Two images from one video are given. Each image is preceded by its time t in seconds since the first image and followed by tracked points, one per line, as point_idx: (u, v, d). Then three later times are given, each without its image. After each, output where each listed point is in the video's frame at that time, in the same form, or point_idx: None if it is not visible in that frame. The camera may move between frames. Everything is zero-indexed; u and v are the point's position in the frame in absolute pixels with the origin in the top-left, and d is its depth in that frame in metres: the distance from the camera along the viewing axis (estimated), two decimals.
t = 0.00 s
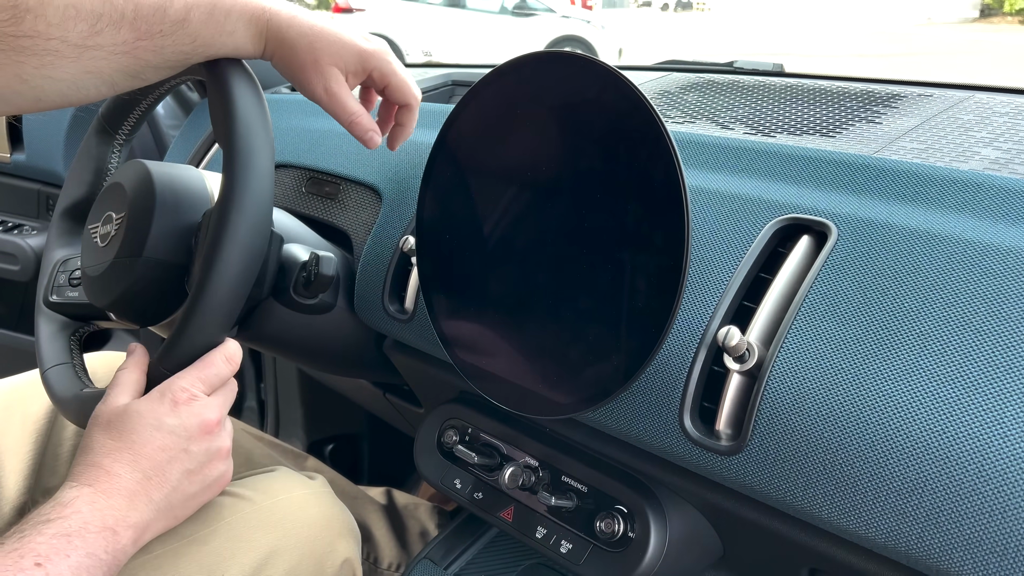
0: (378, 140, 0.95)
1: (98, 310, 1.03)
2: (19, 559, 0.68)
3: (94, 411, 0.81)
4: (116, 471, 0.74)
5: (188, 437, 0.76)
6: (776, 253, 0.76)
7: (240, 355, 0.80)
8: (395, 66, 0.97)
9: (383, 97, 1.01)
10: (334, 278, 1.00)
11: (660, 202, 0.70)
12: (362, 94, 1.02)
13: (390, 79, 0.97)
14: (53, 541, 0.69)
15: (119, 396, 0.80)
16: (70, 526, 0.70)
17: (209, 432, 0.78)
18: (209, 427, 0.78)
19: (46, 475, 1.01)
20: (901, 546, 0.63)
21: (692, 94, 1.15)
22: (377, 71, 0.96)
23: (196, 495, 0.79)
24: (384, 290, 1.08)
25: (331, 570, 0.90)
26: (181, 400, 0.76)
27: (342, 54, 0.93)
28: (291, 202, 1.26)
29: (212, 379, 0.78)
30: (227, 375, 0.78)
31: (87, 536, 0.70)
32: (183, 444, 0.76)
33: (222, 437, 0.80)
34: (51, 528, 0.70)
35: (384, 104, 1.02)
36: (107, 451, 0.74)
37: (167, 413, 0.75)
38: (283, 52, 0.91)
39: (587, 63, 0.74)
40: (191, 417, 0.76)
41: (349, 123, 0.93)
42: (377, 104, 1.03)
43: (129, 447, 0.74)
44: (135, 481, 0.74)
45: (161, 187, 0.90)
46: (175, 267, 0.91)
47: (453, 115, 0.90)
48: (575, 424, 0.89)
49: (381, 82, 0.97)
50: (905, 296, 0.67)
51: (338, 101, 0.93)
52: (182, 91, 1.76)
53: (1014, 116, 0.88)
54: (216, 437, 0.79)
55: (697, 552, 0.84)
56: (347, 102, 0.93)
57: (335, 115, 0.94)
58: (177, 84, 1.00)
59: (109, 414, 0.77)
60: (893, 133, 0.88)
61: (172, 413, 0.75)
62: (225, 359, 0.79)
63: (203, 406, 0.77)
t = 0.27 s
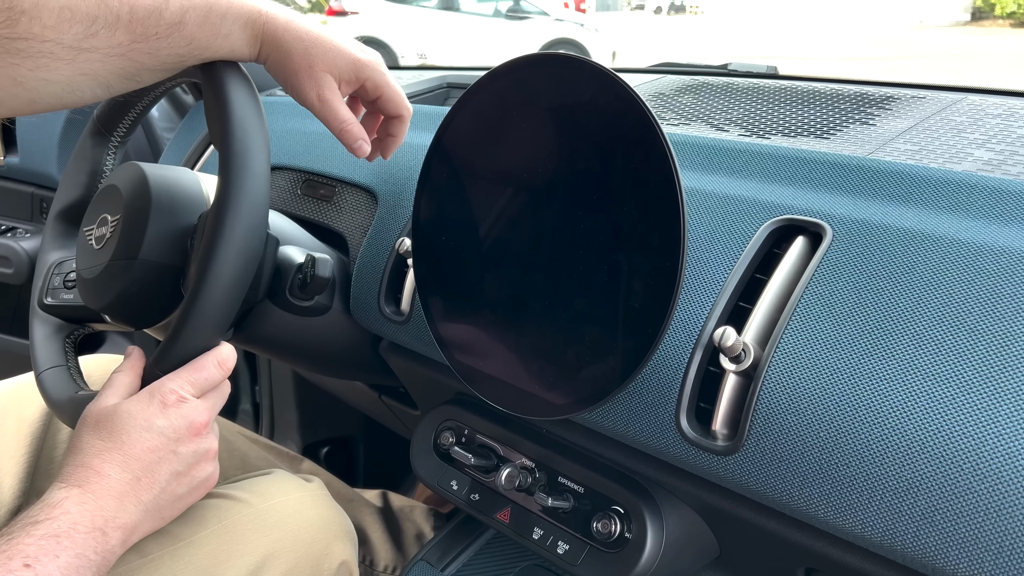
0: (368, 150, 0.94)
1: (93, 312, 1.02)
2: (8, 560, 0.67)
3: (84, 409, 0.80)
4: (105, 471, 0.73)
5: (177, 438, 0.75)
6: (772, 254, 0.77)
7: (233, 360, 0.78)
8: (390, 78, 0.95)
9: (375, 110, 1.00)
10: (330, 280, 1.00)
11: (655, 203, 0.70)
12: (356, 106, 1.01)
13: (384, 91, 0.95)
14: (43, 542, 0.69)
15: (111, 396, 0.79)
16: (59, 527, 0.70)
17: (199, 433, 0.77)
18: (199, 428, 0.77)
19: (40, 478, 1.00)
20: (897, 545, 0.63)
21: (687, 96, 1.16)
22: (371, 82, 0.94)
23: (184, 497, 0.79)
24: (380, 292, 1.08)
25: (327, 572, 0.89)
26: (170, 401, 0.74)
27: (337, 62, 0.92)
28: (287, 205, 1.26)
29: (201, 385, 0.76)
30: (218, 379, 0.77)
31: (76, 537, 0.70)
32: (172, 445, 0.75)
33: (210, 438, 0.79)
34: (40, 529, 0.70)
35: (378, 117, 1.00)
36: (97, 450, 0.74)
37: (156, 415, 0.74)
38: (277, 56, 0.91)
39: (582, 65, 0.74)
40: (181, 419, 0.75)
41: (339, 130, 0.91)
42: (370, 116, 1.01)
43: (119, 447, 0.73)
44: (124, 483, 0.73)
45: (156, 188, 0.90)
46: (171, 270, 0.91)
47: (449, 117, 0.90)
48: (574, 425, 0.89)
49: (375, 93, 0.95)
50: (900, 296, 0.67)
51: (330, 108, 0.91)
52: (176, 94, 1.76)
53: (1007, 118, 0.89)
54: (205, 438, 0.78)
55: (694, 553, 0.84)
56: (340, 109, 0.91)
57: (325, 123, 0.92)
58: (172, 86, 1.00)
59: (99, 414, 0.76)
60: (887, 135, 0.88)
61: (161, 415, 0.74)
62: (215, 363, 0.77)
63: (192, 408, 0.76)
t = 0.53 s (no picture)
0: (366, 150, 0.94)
1: (92, 313, 1.02)
2: (11, 560, 0.67)
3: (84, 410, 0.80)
4: (107, 471, 0.73)
5: (178, 438, 0.75)
6: (771, 253, 0.77)
7: (233, 359, 0.79)
8: (388, 79, 0.95)
9: (374, 111, 0.99)
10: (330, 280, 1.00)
11: (656, 202, 0.71)
12: (354, 107, 1.01)
13: (383, 92, 0.95)
14: (46, 542, 0.69)
15: (111, 396, 0.79)
16: (61, 527, 0.70)
17: (200, 433, 0.77)
18: (200, 428, 0.77)
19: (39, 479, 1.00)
20: (897, 541, 0.64)
21: (685, 97, 1.16)
22: (369, 82, 0.94)
23: (185, 497, 0.78)
24: (380, 292, 1.08)
25: (327, 572, 0.89)
26: (172, 400, 0.75)
27: (336, 62, 0.92)
28: (285, 206, 1.26)
29: (202, 384, 0.76)
30: (218, 378, 0.77)
31: (79, 536, 0.69)
32: (174, 445, 0.75)
33: (211, 438, 0.79)
34: (43, 529, 0.70)
35: (376, 118, 1.00)
36: (98, 451, 0.74)
37: (157, 415, 0.74)
38: (276, 56, 0.91)
39: (582, 65, 0.74)
40: (182, 419, 0.75)
41: (338, 131, 0.91)
42: (369, 117, 1.01)
43: (120, 447, 0.73)
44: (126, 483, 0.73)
45: (156, 189, 0.90)
46: (171, 270, 0.91)
47: (450, 118, 0.90)
48: (574, 424, 0.90)
49: (373, 94, 0.95)
50: (900, 293, 0.67)
51: (329, 108, 0.91)
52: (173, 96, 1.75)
53: (1004, 118, 0.89)
54: (207, 438, 0.78)
55: (694, 552, 0.84)
56: (339, 110, 0.92)
57: (324, 122, 0.92)
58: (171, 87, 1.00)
59: (100, 415, 0.76)
60: (886, 135, 0.88)
61: (163, 415, 0.74)
62: (216, 361, 0.78)
63: (193, 408, 0.76)
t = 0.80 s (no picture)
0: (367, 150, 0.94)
1: (92, 313, 1.02)
2: (14, 560, 0.67)
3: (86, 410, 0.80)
4: (109, 471, 0.73)
5: (180, 438, 0.75)
6: (772, 252, 0.77)
7: (235, 359, 0.79)
8: (389, 80, 0.96)
9: (374, 112, 1.00)
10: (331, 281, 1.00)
11: (658, 202, 0.71)
12: (355, 107, 1.01)
13: (384, 93, 0.95)
14: (49, 542, 0.69)
15: (113, 397, 0.79)
16: (64, 527, 0.69)
17: (202, 433, 0.77)
18: (202, 428, 0.77)
19: (39, 480, 1.00)
20: (899, 538, 0.64)
21: (685, 98, 1.17)
22: (370, 83, 0.94)
23: (187, 497, 0.78)
24: (381, 292, 1.08)
25: (329, 572, 0.89)
26: (173, 401, 0.75)
27: (337, 63, 0.92)
28: (286, 206, 1.26)
29: (204, 384, 0.76)
30: (219, 378, 0.77)
31: (82, 536, 0.69)
32: (176, 445, 0.75)
33: (212, 439, 0.79)
34: (45, 529, 0.70)
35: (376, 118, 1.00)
36: (100, 451, 0.73)
37: (159, 415, 0.74)
38: (277, 56, 0.91)
39: (583, 65, 0.74)
40: (184, 419, 0.75)
41: (339, 131, 0.92)
42: (369, 118, 1.02)
43: (123, 447, 0.73)
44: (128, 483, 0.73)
45: (157, 190, 0.90)
46: (172, 271, 0.91)
47: (451, 119, 0.90)
48: (575, 424, 0.90)
49: (374, 95, 0.96)
50: (901, 292, 0.68)
51: (330, 108, 0.91)
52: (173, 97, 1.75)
53: (1003, 118, 0.89)
54: (208, 439, 0.78)
55: (696, 551, 0.84)
56: (340, 110, 0.92)
57: (325, 122, 0.93)
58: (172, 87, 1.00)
59: (101, 416, 0.76)
60: (885, 135, 0.89)
61: (165, 415, 0.74)
62: (217, 361, 0.78)
63: (195, 407, 0.76)
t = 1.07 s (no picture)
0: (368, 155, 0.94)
1: (94, 317, 1.02)
2: (18, 563, 0.67)
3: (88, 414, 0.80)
4: (112, 474, 0.73)
5: (183, 441, 0.76)
6: (773, 256, 0.77)
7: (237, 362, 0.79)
8: (390, 84, 0.96)
9: (375, 115, 1.00)
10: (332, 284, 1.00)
11: (659, 206, 0.71)
12: (356, 111, 1.01)
13: (385, 97, 0.96)
14: (53, 545, 0.69)
15: (116, 400, 0.80)
16: (68, 530, 0.70)
17: (204, 437, 0.78)
18: (204, 432, 0.78)
19: (40, 483, 1.00)
20: (899, 540, 0.64)
21: (685, 101, 1.17)
22: (371, 88, 0.94)
23: (190, 500, 0.79)
24: (382, 295, 1.09)
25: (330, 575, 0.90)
26: (176, 403, 0.75)
27: (338, 67, 0.92)
28: (287, 210, 1.26)
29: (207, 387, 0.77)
30: (222, 380, 0.78)
31: (85, 539, 0.70)
32: (178, 448, 0.76)
33: (215, 442, 0.79)
34: (49, 532, 0.70)
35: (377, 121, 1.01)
36: (103, 453, 0.74)
37: (162, 418, 0.74)
38: (279, 60, 0.91)
39: (583, 70, 0.75)
40: (187, 422, 0.76)
41: (340, 135, 0.92)
42: (370, 121, 1.02)
43: (126, 450, 0.74)
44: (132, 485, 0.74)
45: (160, 193, 0.90)
46: (174, 275, 0.91)
47: (452, 123, 0.91)
48: (576, 426, 0.90)
49: (375, 99, 0.96)
50: (901, 295, 0.68)
51: (331, 112, 0.92)
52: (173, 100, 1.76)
53: (1002, 122, 0.90)
54: (209, 443, 0.79)
55: (697, 552, 0.85)
56: (340, 114, 0.92)
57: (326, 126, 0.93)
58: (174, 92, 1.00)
59: (104, 417, 0.76)
60: (884, 139, 0.89)
61: (168, 417, 0.75)
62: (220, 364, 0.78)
63: (198, 411, 0.76)
